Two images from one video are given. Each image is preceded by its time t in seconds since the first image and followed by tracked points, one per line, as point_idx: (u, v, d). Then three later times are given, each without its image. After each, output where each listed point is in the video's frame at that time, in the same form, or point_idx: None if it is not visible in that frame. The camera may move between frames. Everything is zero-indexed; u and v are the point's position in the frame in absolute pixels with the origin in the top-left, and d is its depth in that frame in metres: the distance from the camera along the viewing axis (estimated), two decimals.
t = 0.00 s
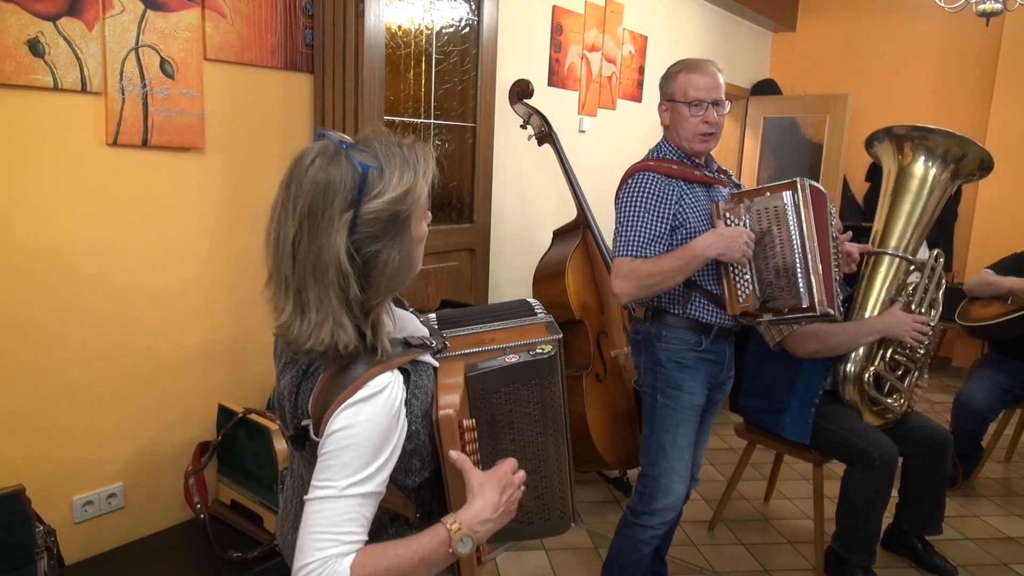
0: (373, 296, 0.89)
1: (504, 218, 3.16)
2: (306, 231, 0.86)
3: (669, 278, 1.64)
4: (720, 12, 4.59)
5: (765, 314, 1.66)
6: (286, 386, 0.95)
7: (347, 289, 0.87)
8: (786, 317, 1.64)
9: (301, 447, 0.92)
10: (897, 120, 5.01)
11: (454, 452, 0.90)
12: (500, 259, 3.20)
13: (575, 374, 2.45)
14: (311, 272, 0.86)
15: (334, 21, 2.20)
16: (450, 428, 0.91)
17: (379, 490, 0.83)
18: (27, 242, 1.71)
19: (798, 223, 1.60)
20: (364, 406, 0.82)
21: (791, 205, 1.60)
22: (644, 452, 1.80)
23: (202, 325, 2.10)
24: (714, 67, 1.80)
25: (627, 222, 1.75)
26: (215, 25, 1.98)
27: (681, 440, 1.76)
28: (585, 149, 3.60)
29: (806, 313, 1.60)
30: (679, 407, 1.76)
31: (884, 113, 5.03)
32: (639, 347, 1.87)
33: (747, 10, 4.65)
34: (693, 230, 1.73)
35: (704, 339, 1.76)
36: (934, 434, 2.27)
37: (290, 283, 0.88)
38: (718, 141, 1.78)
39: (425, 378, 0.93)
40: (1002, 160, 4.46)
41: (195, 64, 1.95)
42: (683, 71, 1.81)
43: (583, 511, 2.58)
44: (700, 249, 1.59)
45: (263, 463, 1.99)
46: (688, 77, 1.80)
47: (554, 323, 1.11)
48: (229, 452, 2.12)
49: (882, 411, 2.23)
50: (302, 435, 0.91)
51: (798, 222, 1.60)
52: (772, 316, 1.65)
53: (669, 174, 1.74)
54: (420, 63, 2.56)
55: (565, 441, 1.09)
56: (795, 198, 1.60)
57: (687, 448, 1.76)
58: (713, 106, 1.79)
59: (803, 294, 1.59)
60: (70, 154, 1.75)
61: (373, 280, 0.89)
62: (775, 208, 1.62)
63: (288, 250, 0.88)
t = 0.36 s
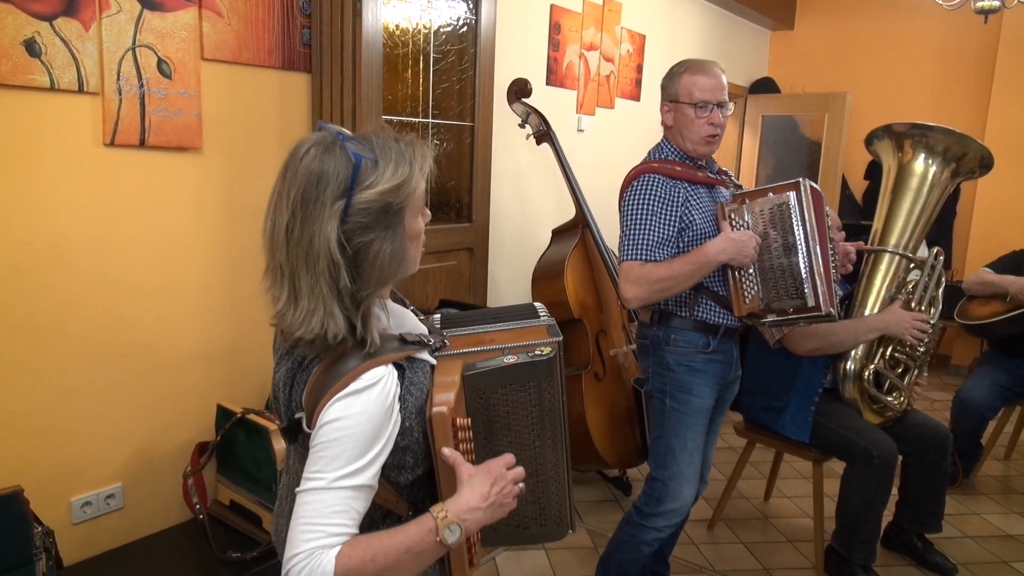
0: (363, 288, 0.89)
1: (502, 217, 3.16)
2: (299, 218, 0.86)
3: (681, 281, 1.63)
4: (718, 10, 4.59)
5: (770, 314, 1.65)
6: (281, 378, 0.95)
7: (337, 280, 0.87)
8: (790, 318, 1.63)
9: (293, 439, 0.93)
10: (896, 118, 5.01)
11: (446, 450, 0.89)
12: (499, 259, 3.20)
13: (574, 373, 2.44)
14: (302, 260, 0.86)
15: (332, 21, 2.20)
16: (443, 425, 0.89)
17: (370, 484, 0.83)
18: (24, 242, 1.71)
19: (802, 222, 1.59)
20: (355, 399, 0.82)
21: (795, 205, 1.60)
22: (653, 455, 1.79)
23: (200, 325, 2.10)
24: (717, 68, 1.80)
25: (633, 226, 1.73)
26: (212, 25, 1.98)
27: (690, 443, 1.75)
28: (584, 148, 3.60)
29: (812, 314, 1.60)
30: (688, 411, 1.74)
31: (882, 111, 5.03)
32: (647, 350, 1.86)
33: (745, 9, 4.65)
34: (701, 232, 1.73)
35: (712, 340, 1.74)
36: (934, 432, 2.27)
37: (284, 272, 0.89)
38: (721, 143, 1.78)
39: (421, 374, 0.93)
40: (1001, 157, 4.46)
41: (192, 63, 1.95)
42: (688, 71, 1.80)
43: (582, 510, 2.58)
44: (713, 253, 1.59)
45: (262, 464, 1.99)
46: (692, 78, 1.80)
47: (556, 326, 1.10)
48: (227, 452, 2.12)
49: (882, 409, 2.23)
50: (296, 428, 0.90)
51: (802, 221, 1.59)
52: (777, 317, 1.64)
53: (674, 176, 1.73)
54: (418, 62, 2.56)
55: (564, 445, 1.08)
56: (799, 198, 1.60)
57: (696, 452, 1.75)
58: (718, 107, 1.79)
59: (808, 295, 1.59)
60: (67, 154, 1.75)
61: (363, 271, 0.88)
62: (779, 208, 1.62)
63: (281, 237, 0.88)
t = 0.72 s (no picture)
0: (358, 283, 0.89)
1: (499, 217, 3.15)
2: (291, 216, 0.86)
3: (676, 281, 1.63)
4: (715, 9, 4.59)
5: (767, 313, 1.64)
6: (276, 376, 0.95)
7: (332, 276, 0.87)
8: (788, 316, 1.62)
9: (288, 436, 0.92)
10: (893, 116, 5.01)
11: (440, 450, 0.89)
12: (496, 259, 3.19)
13: (571, 373, 2.44)
14: (296, 258, 0.86)
15: (327, 21, 2.20)
16: (438, 425, 0.89)
17: (364, 481, 0.83)
18: (19, 243, 1.70)
19: (797, 218, 1.58)
20: (352, 396, 0.81)
21: (790, 200, 1.59)
22: (652, 459, 1.78)
23: (197, 326, 2.09)
24: (709, 64, 1.79)
25: (626, 225, 1.72)
26: (207, 25, 1.97)
27: (689, 447, 1.75)
28: (581, 147, 3.60)
29: (810, 312, 1.58)
30: (685, 413, 1.74)
31: (880, 109, 5.04)
32: (643, 353, 1.85)
33: (742, 7, 4.65)
34: (694, 230, 1.72)
35: (709, 341, 1.75)
36: (932, 430, 2.27)
37: (279, 271, 0.88)
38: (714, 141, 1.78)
39: (417, 373, 0.93)
40: (998, 155, 4.46)
41: (187, 63, 1.94)
42: (679, 68, 1.79)
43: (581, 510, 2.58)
44: (707, 253, 1.59)
45: (259, 465, 1.99)
46: (684, 74, 1.78)
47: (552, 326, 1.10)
48: (224, 453, 2.11)
49: (880, 407, 2.23)
50: (290, 425, 0.91)
51: (798, 217, 1.58)
52: (774, 315, 1.63)
53: (666, 174, 1.72)
54: (414, 61, 2.55)
55: (560, 446, 1.07)
56: (794, 194, 1.59)
57: (694, 455, 1.75)
58: (710, 103, 1.78)
59: (805, 292, 1.58)
60: (62, 155, 1.74)
61: (358, 267, 0.88)
62: (773, 204, 1.61)
63: (274, 235, 0.88)
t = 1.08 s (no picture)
0: (360, 280, 0.89)
1: (497, 216, 3.16)
2: (292, 214, 0.86)
3: (659, 281, 1.60)
4: (711, 8, 4.59)
5: (756, 311, 1.63)
6: (271, 377, 0.94)
7: (334, 273, 0.87)
8: (776, 314, 1.62)
9: (284, 437, 0.93)
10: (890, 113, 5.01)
11: (441, 461, 0.90)
12: (494, 258, 3.19)
13: (569, 372, 2.44)
14: (298, 256, 0.86)
15: (323, 21, 2.20)
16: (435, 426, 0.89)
17: (357, 482, 0.83)
18: (15, 245, 1.70)
19: (783, 214, 1.58)
20: (347, 397, 0.81)
21: (775, 196, 1.58)
22: (629, 460, 1.75)
23: (194, 326, 2.09)
24: (688, 59, 1.78)
25: (608, 225, 1.70)
26: (203, 25, 1.97)
27: (668, 451, 1.73)
28: (578, 147, 3.60)
29: (799, 309, 1.58)
30: (667, 417, 1.72)
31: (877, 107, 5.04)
32: (627, 354, 1.82)
33: (739, 6, 4.65)
34: (677, 229, 1.70)
35: (694, 344, 1.72)
36: (929, 427, 2.28)
37: (279, 270, 0.88)
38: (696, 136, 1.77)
39: (413, 373, 0.93)
40: (995, 153, 4.47)
41: (183, 64, 1.94)
42: (657, 64, 1.78)
43: (579, 508, 2.58)
44: (690, 251, 1.57)
45: (257, 465, 1.98)
46: (662, 70, 1.78)
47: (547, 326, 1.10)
48: (222, 454, 2.11)
49: (877, 405, 2.25)
50: (286, 426, 0.92)
51: (784, 213, 1.58)
52: (763, 314, 1.62)
53: (646, 172, 1.71)
54: (410, 61, 2.55)
55: (555, 444, 1.08)
56: (779, 189, 1.58)
57: (673, 458, 1.73)
58: (689, 99, 1.77)
59: (794, 289, 1.58)
60: (58, 155, 1.74)
61: (360, 263, 0.88)
62: (759, 200, 1.60)
63: (274, 234, 0.87)
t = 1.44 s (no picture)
0: (349, 275, 0.89)
1: (495, 215, 3.16)
2: (281, 209, 0.86)
3: (634, 284, 1.54)
4: (708, 7, 4.59)
5: (734, 317, 1.59)
6: (262, 378, 0.94)
7: (324, 267, 0.87)
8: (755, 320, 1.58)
9: (276, 438, 0.93)
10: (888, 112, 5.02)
11: (431, 441, 0.89)
12: (492, 257, 3.19)
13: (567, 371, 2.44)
14: (288, 251, 0.86)
15: (320, 20, 2.20)
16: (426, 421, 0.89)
17: (353, 481, 0.83)
18: (12, 245, 1.69)
19: (765, 216, 1.55)
20: (337, 396, 0.81)
21: (757, 198, 1.56)
22: (608, 463, 1.71)
23: (191, 326, 2.09)
24: (670, 55, 1.72)
25: (584, 225, 1.63)
26: (200, 24, 1.97)
27: (646, 454, 1.68)
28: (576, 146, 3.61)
29: (778, 316, 1.55)
30: (645, 420, 1.67)
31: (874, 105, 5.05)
32: (604, 358, 1.78)
33: (737, 5, 4.66)
34: (654, 230, 1.65)
35: (672, 347, 1.67)
36: (927, 426, 2.29)
37: (268, 266, 0.88)
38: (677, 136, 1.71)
39: (403, 371, 0.93)
40: (993, 151, 4.48)
41: (180, 63, 1.94)
42: (638, 59, 1.71)
43: (577, 507, 2.58)
44: (668, 253, 1.52)
45: (255, 465, 1.98)
46: (644, 66, 1.71)
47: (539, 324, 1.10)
48: (220, 454, 2.11)
49: (875, 403, 2.24)
50: (278, 427, 0.92)
51: (765, 215, 1.55)
52: (741, 320, 1.59)
53: (626, 172, 1.65)
54: (408, 60, 2.55)
55: (552, 442, 1.07)
56: (762, 191, 1.56)
57: (652, 461, 1.69)
58: (671, 97, 1.71)
59: (774, 295, 1.55)
60: (55, 155, 1.74)
61: (349, 259, 0.89)
62: (740, 202, 1.57)
63: (263, 230, 0.87)
